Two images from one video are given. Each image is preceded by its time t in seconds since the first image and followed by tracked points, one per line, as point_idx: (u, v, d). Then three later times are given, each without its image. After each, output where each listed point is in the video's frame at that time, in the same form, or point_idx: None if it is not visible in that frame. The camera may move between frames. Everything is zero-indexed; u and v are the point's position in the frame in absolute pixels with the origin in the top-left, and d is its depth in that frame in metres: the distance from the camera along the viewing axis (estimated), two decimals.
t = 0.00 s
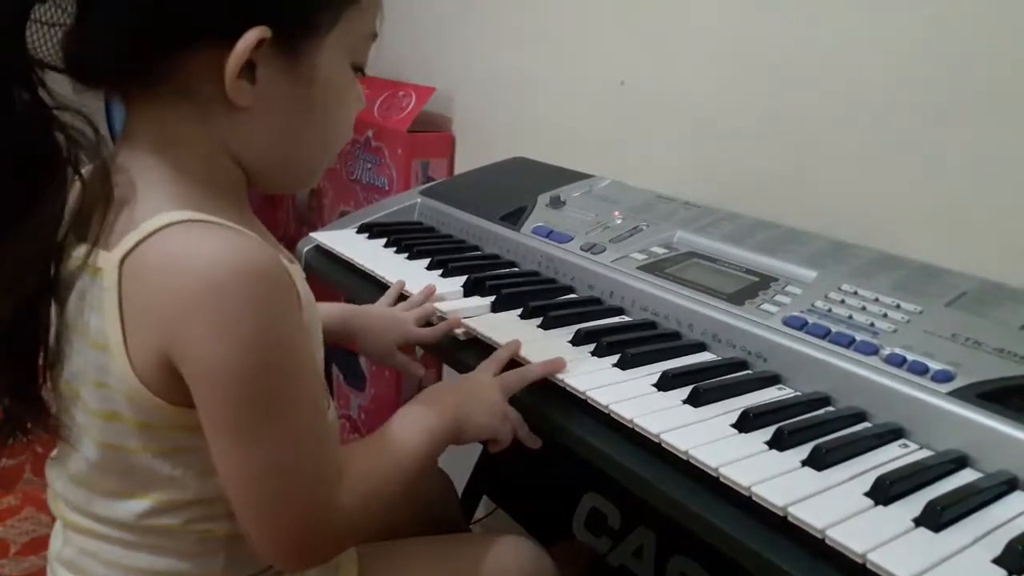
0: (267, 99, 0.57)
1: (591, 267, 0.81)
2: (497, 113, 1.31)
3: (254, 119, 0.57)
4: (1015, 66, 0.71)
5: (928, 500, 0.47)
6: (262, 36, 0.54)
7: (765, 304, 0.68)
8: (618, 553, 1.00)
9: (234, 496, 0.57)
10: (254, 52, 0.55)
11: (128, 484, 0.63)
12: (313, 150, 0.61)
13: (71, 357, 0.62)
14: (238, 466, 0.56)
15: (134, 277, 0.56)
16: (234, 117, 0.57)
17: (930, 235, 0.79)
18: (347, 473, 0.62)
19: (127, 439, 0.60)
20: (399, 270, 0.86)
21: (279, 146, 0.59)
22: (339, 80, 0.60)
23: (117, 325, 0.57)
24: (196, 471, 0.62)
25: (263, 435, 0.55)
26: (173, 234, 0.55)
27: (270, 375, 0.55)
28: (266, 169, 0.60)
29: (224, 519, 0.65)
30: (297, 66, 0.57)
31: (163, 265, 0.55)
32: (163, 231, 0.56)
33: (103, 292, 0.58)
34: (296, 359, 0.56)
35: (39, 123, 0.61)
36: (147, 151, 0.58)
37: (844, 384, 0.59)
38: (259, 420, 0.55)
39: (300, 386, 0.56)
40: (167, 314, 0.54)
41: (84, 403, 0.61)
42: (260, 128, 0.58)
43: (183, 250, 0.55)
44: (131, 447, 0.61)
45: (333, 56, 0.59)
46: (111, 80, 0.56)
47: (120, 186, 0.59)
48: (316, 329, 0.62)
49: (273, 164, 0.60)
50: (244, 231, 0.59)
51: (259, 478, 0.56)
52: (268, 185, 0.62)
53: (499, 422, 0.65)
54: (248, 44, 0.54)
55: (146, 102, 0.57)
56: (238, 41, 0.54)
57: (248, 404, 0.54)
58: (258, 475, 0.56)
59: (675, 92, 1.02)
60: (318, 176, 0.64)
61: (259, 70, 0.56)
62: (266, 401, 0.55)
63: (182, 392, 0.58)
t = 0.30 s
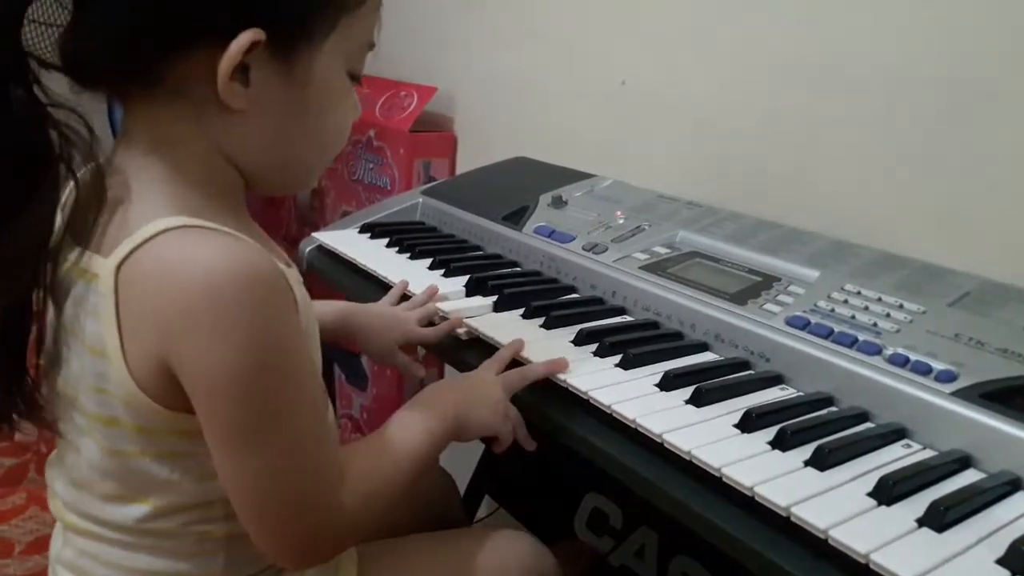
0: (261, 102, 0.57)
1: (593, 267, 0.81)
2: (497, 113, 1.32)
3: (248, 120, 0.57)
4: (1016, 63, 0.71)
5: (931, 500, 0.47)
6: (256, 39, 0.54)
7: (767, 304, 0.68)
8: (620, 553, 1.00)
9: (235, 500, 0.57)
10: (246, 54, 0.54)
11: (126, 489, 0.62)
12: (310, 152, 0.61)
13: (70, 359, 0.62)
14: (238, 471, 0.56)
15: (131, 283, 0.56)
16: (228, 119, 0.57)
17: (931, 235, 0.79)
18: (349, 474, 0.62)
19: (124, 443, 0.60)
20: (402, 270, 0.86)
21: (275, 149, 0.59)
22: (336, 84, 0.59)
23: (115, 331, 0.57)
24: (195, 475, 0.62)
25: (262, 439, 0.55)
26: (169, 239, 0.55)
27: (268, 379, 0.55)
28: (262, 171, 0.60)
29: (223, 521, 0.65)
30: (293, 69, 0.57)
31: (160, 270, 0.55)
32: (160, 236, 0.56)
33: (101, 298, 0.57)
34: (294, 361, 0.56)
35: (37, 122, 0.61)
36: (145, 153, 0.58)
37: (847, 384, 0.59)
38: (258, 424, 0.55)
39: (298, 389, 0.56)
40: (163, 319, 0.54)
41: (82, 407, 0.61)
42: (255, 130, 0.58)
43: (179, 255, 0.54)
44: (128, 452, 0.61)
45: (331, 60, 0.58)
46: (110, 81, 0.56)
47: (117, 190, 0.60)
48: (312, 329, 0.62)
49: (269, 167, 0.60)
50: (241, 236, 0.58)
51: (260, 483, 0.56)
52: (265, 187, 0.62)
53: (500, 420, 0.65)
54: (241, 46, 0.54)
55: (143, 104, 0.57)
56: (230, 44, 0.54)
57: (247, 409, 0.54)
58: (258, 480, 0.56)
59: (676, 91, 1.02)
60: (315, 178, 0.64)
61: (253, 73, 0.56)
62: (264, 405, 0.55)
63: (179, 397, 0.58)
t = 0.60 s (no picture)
0: (260, 108, 0.57)
1: (595, 268, 0.81)
2: (499, 114, 1.32)
3: (247, 126, 0.57)
4: (1017, 63, 0.71)
5: (934, 500, 0.47)
6: (259, 46, 0.53)
7: (770, 304, 0.68)
8: (620, 555, 1.00)
9: (231, 508, 0.57)
10: (248, 60, 0.54)
11: (121, 499, 0.63)
12: (309, 157, 0.61)
13: (67, 366, 0.62)
14: (234, 479, 0.56)
15: (125, 291, 0.56)
16: (226, 124, 0.57)
17: (933, 235, 0.79)
18: (347, 480, 0.62)
19: (120, 450, 0.61)
20: (404, 271, 0.86)
21: (273, 154, 0.59)
22: (337, 92, 0.59)
23: (109, 338, 0.57)
24: (191, 482, 0.62)
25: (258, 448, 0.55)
26: (164, 247, 0.55)
27: (262, 387, 0.54)
28: (259, 175, 0.60)
29: (218, 526, 0.65)
30: (293, 76, 0.57)
31: (154, 278, 0.54)
32: (154, 244, 0.55)
33: (96, 305, 0.57)
34: (288, 368, 0.56)
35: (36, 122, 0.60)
36: (143, 157, 0.59)
37: (849, 384, 0.59)
38: (254, 433, 0.55)
39: (293, 396, 0.56)
40: (157, 328, 0.54)
41: (78, 414, 0.61)
42: (253, 136, 0.58)
43: (173, 263, 0.54)
44: (122, 459, 0.61)
45: (331, 67, 0.58)
46: (113, 84, 0.56)
47: (115, 196, 0.60)
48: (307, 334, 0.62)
49: (267, 171, 0.60)
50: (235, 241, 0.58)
51: (257, 491, 0.56)
52: (263, 189, 0.62)
53: (500, 421, 0.65)
54: (244, 51, 0.53)
55: (141, 107, 0.57)
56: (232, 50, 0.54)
57: (242, 417, 0.54)
58: (254, 488, 0.56)
59: (678, 92, 1.02)
60: (314, 182, 0.64)
61: (254, 79, 0.55)
62: (259, 413, 0.55)
63: (173, 404, 0.58)
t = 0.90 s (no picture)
0: (258, 113, 0.57)
1: (596, 268, 0.81)
2: (500, 114, 1.32)
3: (244, 131, 0.57)
4: (1017, 62, 0.71)
5: (935, 500, 0.47)
6: (257, 52, 0.54)
7: (771, 304, 0.68)
8: (622, 555, 1.00)
9: (230, 509, 0.57)
10: (247, 66, 0.54)
11: (119, 502, 0.63)
12: (309, 163, 0.61)
13: (64, 369, 0.61)
14: (233, 481, 0.56)
15: (123, 293, 0.56)
16: (224, 128, 0.57)
17: (934, 235, 0.79)
18: (346, 483, 0.62)
19: (117, 454, 0.61)
20: (405, 272, 0.86)
21: (271, 159, 0.59)
22: (336, 98, 0.59)
23: (106, 340, 0.57)
24: (189, 485, 0.63)
25: (256, 449, 0.55)
26: (162, 249, 0.55)
27: (261, 388, 0.55)
28: (257, 179, 0.60)
29: (218, 529, 0.66)
30: (292, 81, 0.57)
31: (152, 280, 0.55)
32: (152, 246, 0.55)
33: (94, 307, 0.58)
34: (287, 370, 0.56)
35: (36, 123, 0.60)
36: (141, 160, 0.59)
37: (850, 384, 0.59)
38: (253, 434, 0.55)
39: (292, 398, 0.56)
40: (156, 330, 0.54)
41: (75, 416, 0.61)
42: (251, 141, 0.58)
43: (172, 265, 0.54)
44: (120, 461, 0.61)
45: (331, 73, 0.58)
46: (113, 86, 0.56)
47: (114, 199, 0.60)
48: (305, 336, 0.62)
49: (264, 175, 0.60)
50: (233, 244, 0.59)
51: (256, 492, 0.56)
52: (261, 194, 0.62)
53: (501, 421, 0.65)
54: (242, 57, 0.53)
55: (139, 109, 0.57)
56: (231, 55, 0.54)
57: (241, 419, 0.54)
58: (254, 489, 0.56)
59: (678, 92, 1.02)
60: (313, 187, 0.64)
61: (252, 84, 0.55)
62: (258, 414, 0.55)
63: (171, 406, 0.58)
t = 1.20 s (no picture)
0: (259, 114, 0.57)
1: (596, 269, 0.81)
2: (500, 115, 1.32)
3: (246, 131, 0.57)
4: (1016, 64, 0.71)
5: (934, 501, 0.47)
6: (259, 53, 0.54)
7: (771, 305, 0.68)
8: (622, 556, 1.00)
9: (234, 505, 0.57)
10: (248, 68, 0.54)
11: (124, 495, 0.63)
12: (310, 164, 0.61)
13: (68, 365, 0.61)
14: (238, 476, 0.56)
15: (129, 287, 0.56)
16: (226, 128, 0.57)
17: (933, 235, 0.79)
18: (348, 482, 0.62)
19: (122, 447, 0.60)
20: (405, 273, 0.86)
21: (272, 160, 0.59)
22: (337, 99, 0.59)
23: (111, 334, 0.57)
24: (194, 479, 0.62)
25: (262, 446, 0.55)
26: (168, 245, 0.55)
27: (268, 385, 0.55)
28: (258, 179, 0.60)
29: (223, 525, 0.65)
30: (293, 83, 0.57)
31: (159, 275, 0.55)
32: (158, 241, 0.56)
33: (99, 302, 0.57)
34: (294, 368, 0.56)
35: (37, 120, 0.60)
36: (144, 157, 0.59)
37: (850, 385, 0.59)
38: (259, 430, 0.55)
39: (298, 396, 0.56)
40: (162, 325, 0.54)
41: (80, 410, 0.61)
42: (252, 141, 0.58)
43: (179, 261, 0.54)
44: (126, 455, 0.61)
45: (332, 75, 0.58)
46: (115, 85, 0.56)
47: (118, 195, 0.60)
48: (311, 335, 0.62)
49: (265, 176, 0.60)
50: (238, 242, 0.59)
51: (260, 488, 0.56)
52: (262, 194, 0.62)
53: (500, 422, 0.65)
54: (244, 59, 0.53)
55: (142, 108, 0.57)
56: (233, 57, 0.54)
57: (248, 415, 0.54)
58: (258, 485, 0.56)
59: (678, 92, 1.03)
60: (313, 188, 0.64)
61: (254, 86, 0.55)
62: (265, 411, 0.55)
63: (176, 400, 0.58)
